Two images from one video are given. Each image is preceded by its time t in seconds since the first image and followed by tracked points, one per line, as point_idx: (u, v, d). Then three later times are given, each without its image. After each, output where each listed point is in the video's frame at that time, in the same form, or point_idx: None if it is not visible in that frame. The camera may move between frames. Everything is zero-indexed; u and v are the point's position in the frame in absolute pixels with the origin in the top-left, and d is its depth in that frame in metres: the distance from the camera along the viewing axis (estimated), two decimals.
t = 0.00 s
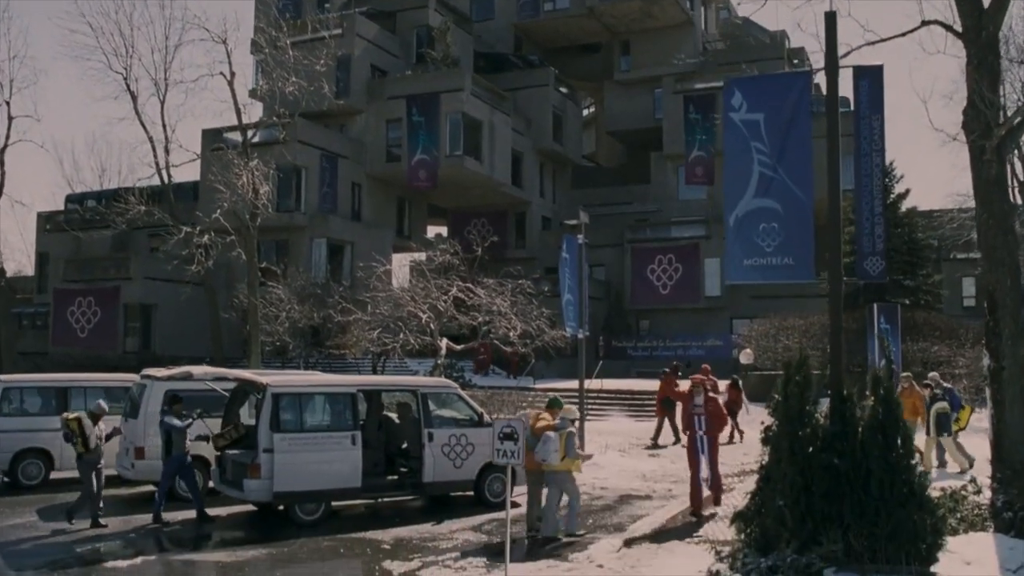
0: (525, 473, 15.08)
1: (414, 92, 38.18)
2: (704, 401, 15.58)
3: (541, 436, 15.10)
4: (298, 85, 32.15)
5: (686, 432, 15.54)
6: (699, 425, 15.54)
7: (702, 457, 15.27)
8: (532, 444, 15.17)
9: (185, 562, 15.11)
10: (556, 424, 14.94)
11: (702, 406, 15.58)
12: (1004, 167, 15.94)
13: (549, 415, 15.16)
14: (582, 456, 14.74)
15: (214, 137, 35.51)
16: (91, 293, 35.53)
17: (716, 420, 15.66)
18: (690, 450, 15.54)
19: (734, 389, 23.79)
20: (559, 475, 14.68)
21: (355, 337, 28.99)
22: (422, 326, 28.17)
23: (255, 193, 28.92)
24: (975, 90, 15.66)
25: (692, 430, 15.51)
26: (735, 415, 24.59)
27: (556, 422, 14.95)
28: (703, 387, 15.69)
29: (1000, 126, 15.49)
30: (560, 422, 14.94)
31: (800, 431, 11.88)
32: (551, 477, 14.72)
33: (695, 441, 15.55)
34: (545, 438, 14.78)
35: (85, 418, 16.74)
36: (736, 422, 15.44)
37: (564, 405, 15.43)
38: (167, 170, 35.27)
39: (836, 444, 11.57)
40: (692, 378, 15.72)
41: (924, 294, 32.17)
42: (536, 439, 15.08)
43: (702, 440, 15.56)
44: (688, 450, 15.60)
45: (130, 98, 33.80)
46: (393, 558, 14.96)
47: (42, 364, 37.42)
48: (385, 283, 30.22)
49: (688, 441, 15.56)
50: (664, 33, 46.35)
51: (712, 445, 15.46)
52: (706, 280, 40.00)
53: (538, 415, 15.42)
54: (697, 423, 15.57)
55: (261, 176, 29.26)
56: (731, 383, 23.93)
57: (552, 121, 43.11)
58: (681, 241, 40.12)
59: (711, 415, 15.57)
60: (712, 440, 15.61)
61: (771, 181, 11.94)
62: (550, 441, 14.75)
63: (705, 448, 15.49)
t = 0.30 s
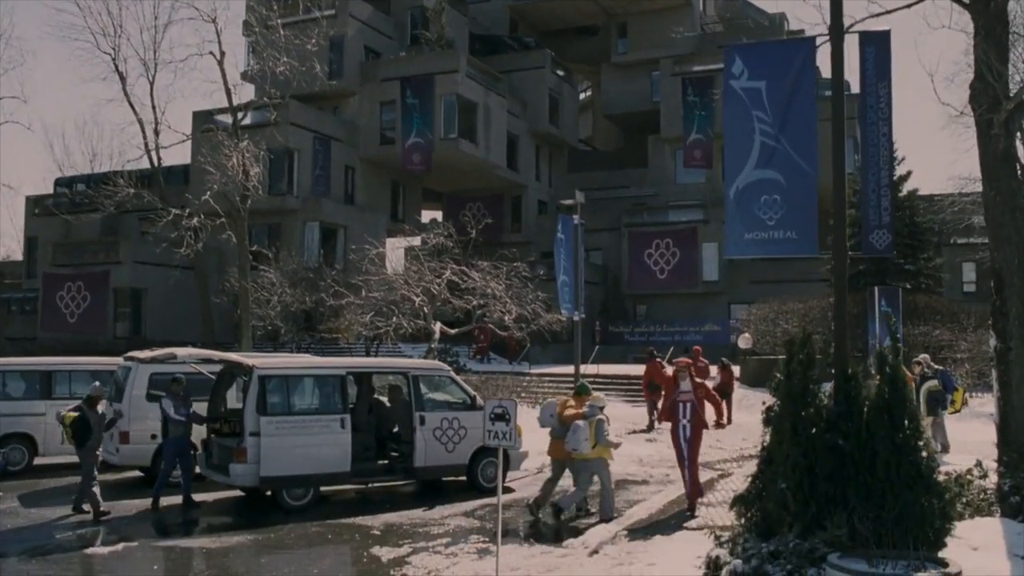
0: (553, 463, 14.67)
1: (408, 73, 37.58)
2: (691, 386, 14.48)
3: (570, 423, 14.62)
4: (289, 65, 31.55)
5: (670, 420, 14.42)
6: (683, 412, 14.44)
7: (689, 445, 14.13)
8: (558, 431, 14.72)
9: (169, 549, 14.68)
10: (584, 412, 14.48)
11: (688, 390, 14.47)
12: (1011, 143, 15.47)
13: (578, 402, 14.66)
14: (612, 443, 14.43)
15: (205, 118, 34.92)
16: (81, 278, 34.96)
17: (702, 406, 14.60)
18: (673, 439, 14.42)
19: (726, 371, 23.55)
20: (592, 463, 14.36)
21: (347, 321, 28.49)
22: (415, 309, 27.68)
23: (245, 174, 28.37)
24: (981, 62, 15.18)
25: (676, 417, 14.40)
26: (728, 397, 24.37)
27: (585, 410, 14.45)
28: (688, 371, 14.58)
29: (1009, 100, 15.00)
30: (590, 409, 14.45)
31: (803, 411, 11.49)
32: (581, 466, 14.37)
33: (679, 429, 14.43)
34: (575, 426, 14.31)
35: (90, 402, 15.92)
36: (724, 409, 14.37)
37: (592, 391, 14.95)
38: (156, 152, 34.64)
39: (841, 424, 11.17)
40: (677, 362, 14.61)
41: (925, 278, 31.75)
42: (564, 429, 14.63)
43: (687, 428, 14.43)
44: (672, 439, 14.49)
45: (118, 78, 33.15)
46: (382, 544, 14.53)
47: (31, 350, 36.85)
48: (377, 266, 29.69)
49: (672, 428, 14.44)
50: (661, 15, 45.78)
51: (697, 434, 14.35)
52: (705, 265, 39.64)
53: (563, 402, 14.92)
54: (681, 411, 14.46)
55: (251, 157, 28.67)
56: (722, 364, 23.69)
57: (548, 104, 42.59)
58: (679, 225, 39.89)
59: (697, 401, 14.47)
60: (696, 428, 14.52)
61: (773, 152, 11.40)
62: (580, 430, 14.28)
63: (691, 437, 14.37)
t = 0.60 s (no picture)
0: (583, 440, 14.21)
1: (404, 54, 36.96)
2: (674, 374, 13.67)
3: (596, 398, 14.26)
4: (282, 44, 30.93)
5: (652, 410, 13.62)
6: (665, 401, 13.62)
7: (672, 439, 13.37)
8: (585, 408, 14.34)
9: (153, 535, 14.19)
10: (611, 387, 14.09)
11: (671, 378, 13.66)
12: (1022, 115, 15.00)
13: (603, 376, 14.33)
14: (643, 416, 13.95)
15: (198, 98, 34.30)
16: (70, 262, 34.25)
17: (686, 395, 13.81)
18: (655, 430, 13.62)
19: (715, 353, 23.46)
20: (623, 439, 13.84)
21: (341, 304, 27.95)
22: (410, 292, 27.15)
23: (236, 154, 27.81)
24: (991, 30, 14.70)
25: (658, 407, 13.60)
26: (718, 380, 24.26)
27: (612, 384, 14.10)
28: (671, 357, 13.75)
29: (1022, 71, 14.51)
30: (616, 383, 14.09)
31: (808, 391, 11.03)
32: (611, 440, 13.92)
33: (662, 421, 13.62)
34: (602, 400, 13.88)
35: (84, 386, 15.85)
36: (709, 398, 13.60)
37: (616, 366, 14.64)
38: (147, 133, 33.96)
39: (848, 404, 10.68)
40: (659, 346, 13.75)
41: (928, 261, 31.33)
42: (592, 405, 14.20)
43: (669, 419, 13.65)
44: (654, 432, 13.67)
45: (107, 57, 32.50)
46: (372, 530, 14.05)
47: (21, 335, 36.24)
48: (372, 249, 29.15)
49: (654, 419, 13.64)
50: None
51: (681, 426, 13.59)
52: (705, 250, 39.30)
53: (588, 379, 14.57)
54: (664, 400, 13.62)
55: (243, 137, 28.04)
56: (711, 347, 23.70)
57: (546, 86, 42.08)
58: (678, 208, 39.54)
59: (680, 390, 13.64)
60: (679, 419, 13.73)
61: (777, 119, 11.02)
62: (608, 403, 13.84)
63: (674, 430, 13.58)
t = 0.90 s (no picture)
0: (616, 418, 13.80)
1: (401, 27, 36.21)
2: (651, 355, 12.45)
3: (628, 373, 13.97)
4: (274, 14, 30.20)
5: (626, 397, 12.47)
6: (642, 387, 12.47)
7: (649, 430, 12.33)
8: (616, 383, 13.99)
9: (134, 517, 13.60)
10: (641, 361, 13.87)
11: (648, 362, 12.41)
12: None
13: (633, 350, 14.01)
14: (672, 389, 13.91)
15: (189, 71, 33.59)
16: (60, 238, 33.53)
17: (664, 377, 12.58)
18: (630, 419, 12.54)
19: (707, 328, 23.29)
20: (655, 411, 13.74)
21: (334, 281, 27.20)
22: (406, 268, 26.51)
23: (227, 127, 27.04)
24: None
25: (633, 394, 12.45)
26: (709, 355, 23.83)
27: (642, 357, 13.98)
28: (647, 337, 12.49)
29: None
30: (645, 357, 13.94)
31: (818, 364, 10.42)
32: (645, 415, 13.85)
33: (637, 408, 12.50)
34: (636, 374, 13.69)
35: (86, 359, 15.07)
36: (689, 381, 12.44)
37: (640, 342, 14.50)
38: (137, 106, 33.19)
39: (862, 377, 10.05)
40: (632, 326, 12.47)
41: (935, 237, 30.75)
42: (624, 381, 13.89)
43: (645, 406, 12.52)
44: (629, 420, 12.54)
45: (96, 28, 31.75)
46: (361, 511, 13.47)
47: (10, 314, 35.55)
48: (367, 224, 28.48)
49: (630, 407, 12.51)
50: None
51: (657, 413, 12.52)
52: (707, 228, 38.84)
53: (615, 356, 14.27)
54: (641, 386, 12.45)
55: (234, 109, 27.28)
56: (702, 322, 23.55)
57: (546, 60, 41.39)
58: (680, 184, 39.00)
59: (658, 374, 12.48)
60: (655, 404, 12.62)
61: (788, 76, 10.40)
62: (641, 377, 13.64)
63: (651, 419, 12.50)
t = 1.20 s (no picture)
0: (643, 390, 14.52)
1: None
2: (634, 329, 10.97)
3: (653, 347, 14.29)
4: None
5: (600, 371, 11.03)
6: (619, 362, 10.95)
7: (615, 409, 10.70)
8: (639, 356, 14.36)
9: (112, 499, 13.04)
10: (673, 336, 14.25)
11: (630, 336, 10.94)
12: None
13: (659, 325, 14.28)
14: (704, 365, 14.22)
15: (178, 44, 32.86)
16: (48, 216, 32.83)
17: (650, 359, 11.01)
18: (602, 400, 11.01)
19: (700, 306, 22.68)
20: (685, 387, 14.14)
21: (326, 257, 26.53)
22: (400, 245, 25.92)
23: (216, 100, 26.32)
24: None
25: (607, 368, 10.98)
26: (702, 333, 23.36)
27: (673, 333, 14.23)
28: (634, 309, 11.02)
29: None
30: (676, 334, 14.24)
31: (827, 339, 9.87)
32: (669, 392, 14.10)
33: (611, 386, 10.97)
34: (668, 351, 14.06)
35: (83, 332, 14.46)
36: (675, 364, 10.80)
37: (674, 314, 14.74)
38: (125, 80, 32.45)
39: (874, 353, 9.57)
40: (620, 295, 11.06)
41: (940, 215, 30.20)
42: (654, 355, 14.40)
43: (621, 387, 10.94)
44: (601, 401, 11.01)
45: None
46: (347, 493, 12.93)
47: None
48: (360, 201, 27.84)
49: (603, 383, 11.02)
50: None
51: (633, 396, 10.86)
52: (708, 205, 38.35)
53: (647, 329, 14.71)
54: (617, 363, 10.94)
55: (223, 82, 26.55)
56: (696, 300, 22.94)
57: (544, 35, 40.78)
58: (681, 160, 38.52)
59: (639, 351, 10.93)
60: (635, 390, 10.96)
61: (797, 35, 9.78)
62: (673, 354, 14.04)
63: (622, 400, 10.87)
